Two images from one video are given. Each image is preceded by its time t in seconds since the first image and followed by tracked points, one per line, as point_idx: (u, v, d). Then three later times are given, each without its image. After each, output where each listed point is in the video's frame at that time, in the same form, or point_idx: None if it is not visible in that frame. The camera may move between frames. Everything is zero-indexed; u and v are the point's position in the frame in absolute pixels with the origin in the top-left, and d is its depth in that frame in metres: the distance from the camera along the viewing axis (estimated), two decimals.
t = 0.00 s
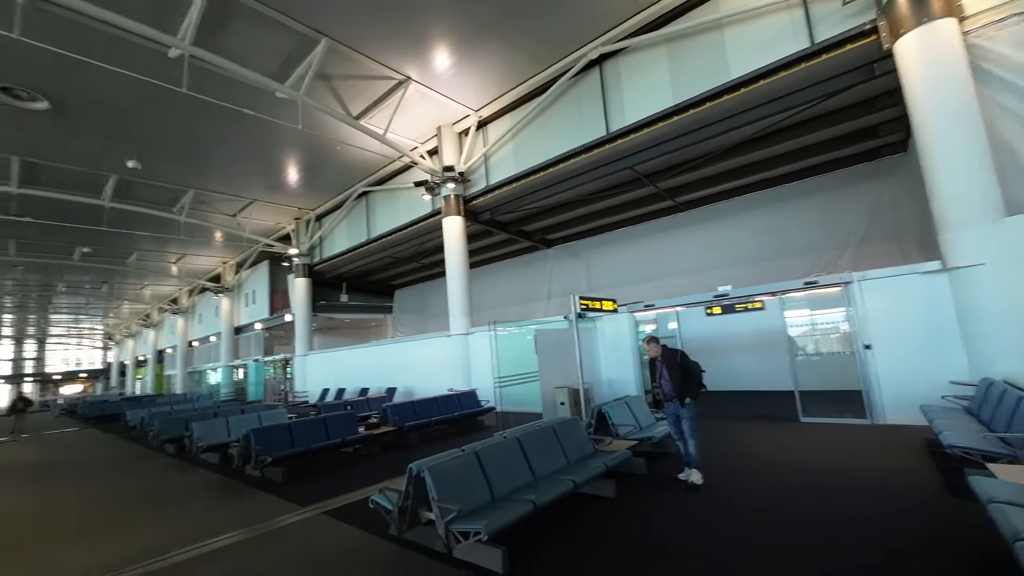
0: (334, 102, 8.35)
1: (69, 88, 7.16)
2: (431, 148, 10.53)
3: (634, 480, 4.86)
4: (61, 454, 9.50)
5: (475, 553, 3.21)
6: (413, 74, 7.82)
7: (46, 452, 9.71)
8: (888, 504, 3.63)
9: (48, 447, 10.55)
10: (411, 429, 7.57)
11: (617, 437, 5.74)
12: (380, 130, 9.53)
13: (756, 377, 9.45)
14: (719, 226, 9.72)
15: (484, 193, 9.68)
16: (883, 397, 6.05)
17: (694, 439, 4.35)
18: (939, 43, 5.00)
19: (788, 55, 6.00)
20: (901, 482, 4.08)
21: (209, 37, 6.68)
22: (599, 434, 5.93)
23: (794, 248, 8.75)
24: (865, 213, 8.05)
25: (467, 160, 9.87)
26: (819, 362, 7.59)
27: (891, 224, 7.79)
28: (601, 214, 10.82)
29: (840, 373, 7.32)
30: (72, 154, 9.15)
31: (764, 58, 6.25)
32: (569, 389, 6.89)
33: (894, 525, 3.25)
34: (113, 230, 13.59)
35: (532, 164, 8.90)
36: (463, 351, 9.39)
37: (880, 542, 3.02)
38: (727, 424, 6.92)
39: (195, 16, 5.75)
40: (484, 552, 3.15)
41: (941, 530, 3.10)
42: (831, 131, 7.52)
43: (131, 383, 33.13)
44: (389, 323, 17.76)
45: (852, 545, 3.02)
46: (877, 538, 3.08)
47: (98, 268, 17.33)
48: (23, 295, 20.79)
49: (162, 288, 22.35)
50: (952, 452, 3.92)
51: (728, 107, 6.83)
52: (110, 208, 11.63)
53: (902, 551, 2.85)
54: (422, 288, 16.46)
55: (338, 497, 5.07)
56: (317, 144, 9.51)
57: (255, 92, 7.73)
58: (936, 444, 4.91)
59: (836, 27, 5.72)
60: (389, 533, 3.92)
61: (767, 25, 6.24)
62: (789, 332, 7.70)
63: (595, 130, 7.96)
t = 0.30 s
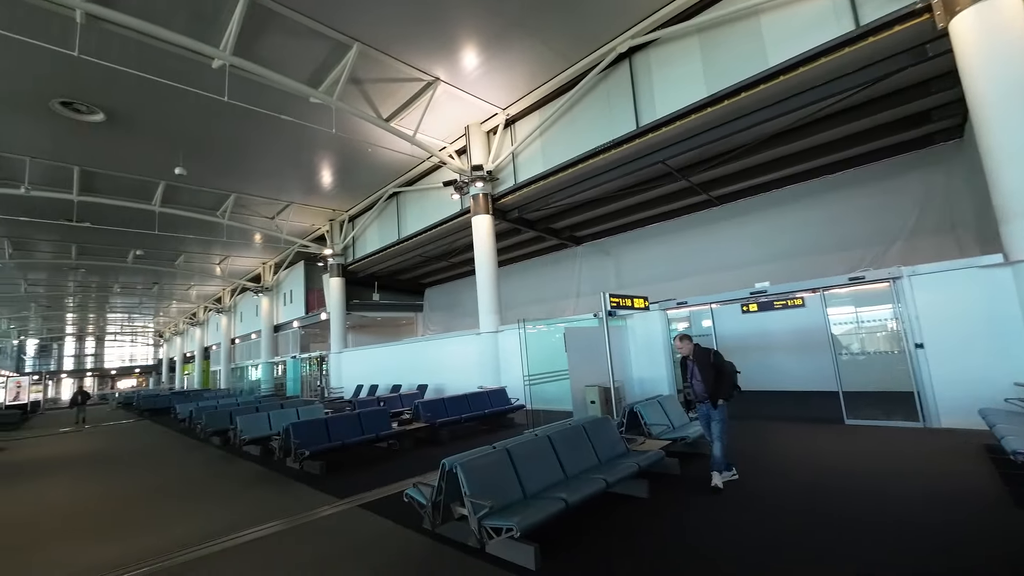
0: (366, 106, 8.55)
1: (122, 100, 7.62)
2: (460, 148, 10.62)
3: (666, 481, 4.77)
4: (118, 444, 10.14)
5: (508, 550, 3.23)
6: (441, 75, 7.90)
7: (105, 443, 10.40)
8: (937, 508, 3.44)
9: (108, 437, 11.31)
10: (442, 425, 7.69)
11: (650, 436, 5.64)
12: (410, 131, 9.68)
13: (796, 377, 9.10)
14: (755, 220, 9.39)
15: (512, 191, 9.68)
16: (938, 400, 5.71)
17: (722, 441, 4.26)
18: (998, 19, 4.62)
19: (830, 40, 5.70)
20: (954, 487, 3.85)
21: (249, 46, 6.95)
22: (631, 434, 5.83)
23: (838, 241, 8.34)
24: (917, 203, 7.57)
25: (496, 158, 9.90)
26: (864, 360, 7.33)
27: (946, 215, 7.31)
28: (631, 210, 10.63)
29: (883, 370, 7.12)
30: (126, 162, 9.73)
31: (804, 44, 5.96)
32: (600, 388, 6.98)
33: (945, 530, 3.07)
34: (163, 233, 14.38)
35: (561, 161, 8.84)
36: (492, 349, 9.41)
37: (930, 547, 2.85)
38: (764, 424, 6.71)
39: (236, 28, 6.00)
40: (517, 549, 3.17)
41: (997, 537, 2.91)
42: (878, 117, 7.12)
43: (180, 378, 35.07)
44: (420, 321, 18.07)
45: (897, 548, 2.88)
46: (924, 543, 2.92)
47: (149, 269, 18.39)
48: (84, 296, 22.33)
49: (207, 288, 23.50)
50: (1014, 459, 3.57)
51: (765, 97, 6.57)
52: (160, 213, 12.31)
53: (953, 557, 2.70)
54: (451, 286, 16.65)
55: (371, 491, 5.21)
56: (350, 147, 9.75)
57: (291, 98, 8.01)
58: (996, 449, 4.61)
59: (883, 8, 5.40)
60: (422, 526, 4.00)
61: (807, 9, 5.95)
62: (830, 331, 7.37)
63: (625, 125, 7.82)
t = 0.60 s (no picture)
0: (387, 107, 8.66)
1: (157, 107, 7.92)
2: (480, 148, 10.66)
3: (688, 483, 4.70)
4: (154, 437, 10.57)
5: (528, 549, 3.23)
6: (461, 75, 7.94)
7: (141, 436, 10.85)
8: (974, 515, 3.29)
9: (144, 431, 11.80)
10: (463, 424, 7.75)
11: (673, 437, 5.56)
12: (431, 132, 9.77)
13: (825, 378, 8.81)
14: (782, 217, 9.14)
15: (532, 190, 9.66)
16: (978, 402, 5.46)
17: (741, 447, 4.20)
18: None
19: (862, 29, 5.49)
20: (994, 494, 3.67)
21: (274, 52, 7.13)
22: (653, 434, 5.73)
23: (871, 238, 8.03)
24: (956, 197, 7.24)
25: (516, 157, 9.90)
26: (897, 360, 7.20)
27: (987, 209, 6.95)
28: (653, 208, 10.48)
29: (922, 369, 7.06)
30: (159, 166, 10.10)
31: (834, 33, 5.76)
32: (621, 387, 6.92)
33: (984, 537, 2.93)
34: (195, 235, 14.90)
35: (581, 159, 8.78)
36: (512, 348, 9.43)
37: (966, 555, 2.73)
38: (791, 427, 6.51)
39: (262, 34, 6.16)
40: (537, 549, 3.17)
41: None
42: (914, 108, 6.83)
43: (211, 375, 36.30)
44: (441, 320, 18.21)
45: (932, 555, 2.76)
46: (962, 550, 2.79)
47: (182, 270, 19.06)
48: (121, 295, 23.31)
49: (236, 288, 24.22)
50: None
51: (792, 90, 6.37)
52: (191, 216, 12.75)
53: (992, 566, 2.57)
54: (471, 285, 16.75)
55: (392, 487, 5.30)
56: (372, 148, 9.90)
57: (315, 102, 8.18)
58: None
59: None
60: (444, 523, 4.04)
61: None
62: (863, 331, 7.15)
63: (646, 121, 7.71)
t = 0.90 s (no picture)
0: (401, 109, 8.73)
1: (178, 111, 8.12)
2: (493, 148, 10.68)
3: (702, 484, 4.66)
4: (174, 433, 10.83)
5: (541, 549, 3.23)
6: (474, 75, 7.96)
7: (162, 432, 11.12)
8: (998, 522, 3.20)
9: (165, 427, 12.11)
10: (475, 423, 7.78)
11: (687, 439, 5.51)
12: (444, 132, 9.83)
13: (844, 381, 8.64)
14: (800, 215, 8.97)
15: (545, 190, 9.66)
16: (1005, 406, 5.30)
17: (755, 451, 4.05)
18: None
19: (885, 22, 5.35)
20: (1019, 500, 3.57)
21: (291, 55, 7.23)
22: (667, 436, 5.64)
23: (892, 237, 7.83)
24: (982, 194, 7.03)
25: (528, 157, 9.90)
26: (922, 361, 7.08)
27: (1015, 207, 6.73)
28: (668, 207, 10.38)
29: (946, 372, 7.05)
30: (180, 169, 10.33)
31: (855, 28, 5.62)
32: (635, 388, 6.79)
33: (1012, 544, 2.84)
34: (214, 236, 15.22)
35: (594, 158, 8.74)
36: (525, 348, 9.43)
37: (990, 562, 2.66)
38: (810, 428, 6.45)
39: (280, 37, 6.26)
40: (550, 549, 3.16)
41: None
42: (938, 103, 6.64)
43: (229, 373, 37.07)
44: (454, 319, 18.29)
45: (954, 563, 2.69)
46: (989, 558, 2.71)
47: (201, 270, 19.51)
48: (143, 295, 23.92)
49: (253, 288, 24.71)
50: None
51: (810, 86, 6.24)
52: (210, 217, 13.03)
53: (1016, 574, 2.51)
54: (484, 285, 16.80)
55: (406, 485, 5.34)
56: (386, 149, 10.00)
57: (330, 104, 8.29)
58: None
59: None
60: (457, 522, 4.06)
61: None
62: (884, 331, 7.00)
63: (660, 120, 7.64)
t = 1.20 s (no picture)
0: (411, 110, 8.79)
1: (193, 114, 8.26)
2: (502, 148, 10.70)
3: (711, 487, 4.62)
4: (188, 431, 11.01)
5: (550, 549, 3.23)
6: (483, 76, 7.99)
7: (176, 430, 11.31)
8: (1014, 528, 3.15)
9: (179, 425, 12.32)
10: (484, 423, 7.80)
11: (697, 440, 5.47)
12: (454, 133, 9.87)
13: (857, 383, 8.52)
14: (813, 215, 8.87)
15: (555, 190, 9.65)
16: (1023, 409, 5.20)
17: (762, 455, 4.01)
18: None
19: (901, 20, 5.25)
20: None
21: (303, 58, 7.32)
22: (677, 438, 5.59)
23: (908, 238, 7.71)
24: (1001, 194, 6.88)
25: (538, 158, 9.90)
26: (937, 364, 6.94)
27: None
28: (678, 207, 10.32)
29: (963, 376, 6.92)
30: (195, 170, 10.49)
31: (871, 25, 5.52)
32: (644, 390, 6.76)
33: None
34: (227, 237, 15.45)
35: (603, 158, 8.71)
36: (534, 348, 9.43)
37: (1007, 569, 2.61)
38: (824, 432, 6.37)
39: (291, 40, 6.33)
40: (559, 549, 3.15)
41: None
42: (956, 101, 6.51)
43: (241, 371, 37.59)
44: (463, 319, 18.34)
45: (969, 569, 2.65)
46: (1008, 566, 2.65)
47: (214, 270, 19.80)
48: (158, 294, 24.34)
49: (265, 288, 25.03)
50: None
51: (823, 85, 6.16)
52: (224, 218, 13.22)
53: None
54: (493, 285, 16.83)
55: (415, 484, 5.38)
56: (396, 150, 10.06)
57: (341, 106, 8.36)
58: None
59: None
60: (466, 521, 4.07)
61: None
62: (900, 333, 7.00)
63: (670, 120, 7.60)
